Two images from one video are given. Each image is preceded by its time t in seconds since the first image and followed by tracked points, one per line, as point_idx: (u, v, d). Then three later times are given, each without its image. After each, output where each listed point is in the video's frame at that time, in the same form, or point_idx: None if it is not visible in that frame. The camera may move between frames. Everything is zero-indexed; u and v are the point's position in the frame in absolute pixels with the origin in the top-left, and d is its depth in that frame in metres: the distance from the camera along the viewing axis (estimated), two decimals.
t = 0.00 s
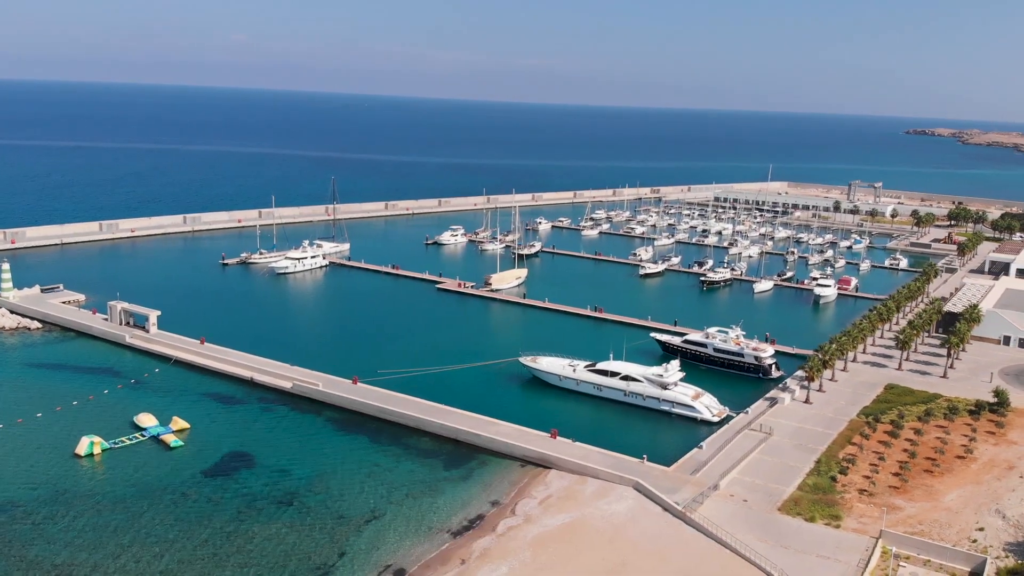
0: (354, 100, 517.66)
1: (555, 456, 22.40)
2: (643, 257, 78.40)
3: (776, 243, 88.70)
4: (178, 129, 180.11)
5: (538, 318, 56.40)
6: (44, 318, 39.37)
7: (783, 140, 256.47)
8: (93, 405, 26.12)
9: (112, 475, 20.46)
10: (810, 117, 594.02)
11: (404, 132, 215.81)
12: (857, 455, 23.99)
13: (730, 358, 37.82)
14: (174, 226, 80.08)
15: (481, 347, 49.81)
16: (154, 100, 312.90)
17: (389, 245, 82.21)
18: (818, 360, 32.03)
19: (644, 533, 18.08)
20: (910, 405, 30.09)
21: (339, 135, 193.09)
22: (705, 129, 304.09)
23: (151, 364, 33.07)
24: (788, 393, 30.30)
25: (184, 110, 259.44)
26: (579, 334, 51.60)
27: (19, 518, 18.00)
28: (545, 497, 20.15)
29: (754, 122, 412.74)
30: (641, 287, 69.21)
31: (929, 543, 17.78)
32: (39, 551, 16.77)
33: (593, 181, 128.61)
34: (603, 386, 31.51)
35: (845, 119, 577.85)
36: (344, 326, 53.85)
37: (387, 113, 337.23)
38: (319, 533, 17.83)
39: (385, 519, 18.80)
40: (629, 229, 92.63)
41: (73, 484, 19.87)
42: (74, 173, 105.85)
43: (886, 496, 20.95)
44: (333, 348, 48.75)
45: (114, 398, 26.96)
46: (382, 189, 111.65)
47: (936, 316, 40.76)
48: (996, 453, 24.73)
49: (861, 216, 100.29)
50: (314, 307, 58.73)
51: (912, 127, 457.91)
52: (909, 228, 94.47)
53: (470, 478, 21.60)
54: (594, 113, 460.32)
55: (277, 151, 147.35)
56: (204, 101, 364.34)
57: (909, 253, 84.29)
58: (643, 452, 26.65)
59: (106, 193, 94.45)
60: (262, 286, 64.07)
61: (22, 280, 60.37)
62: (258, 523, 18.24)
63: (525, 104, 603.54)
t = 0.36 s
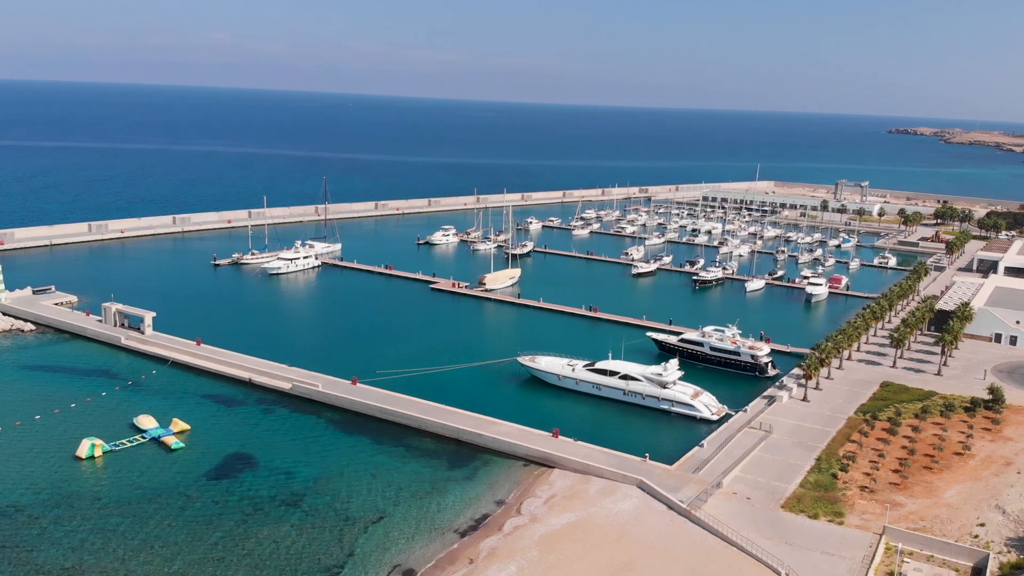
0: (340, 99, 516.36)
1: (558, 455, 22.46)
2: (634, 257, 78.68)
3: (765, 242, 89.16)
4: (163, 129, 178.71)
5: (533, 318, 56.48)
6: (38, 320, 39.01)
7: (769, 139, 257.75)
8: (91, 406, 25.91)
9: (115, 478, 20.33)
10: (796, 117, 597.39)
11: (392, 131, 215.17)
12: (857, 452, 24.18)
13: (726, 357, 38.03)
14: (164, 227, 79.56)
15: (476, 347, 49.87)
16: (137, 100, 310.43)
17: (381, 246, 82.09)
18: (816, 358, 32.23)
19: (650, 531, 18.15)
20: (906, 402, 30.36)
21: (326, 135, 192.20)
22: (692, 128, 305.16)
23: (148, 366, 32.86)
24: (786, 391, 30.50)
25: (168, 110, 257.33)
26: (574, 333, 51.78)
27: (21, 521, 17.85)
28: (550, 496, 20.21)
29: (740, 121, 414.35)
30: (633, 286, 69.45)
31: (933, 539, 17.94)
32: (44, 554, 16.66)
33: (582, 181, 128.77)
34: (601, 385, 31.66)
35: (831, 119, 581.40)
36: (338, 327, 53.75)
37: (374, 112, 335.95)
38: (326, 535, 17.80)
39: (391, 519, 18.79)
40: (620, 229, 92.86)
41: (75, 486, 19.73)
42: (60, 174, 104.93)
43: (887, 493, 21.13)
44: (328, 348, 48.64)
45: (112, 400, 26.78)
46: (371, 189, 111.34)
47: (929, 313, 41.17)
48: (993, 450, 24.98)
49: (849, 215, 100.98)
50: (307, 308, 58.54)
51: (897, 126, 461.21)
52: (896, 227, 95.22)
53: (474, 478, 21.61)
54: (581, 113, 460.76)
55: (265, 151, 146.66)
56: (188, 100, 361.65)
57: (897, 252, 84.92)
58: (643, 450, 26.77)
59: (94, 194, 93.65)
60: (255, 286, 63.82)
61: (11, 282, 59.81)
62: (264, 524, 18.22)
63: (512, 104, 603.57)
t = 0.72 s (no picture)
0: (327, 98, 514.46)
1: (561, 454, 22.51)
2: (627, 256, 78.88)
3: (755, 241, 89.56)
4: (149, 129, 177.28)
5: (527, 318, 56.53)
6: (31, 322, 38.59)
7: (755, 138, 258.98)
8: (90, 409, 25.72)
9: (117, 481, 20.19)
10: (783, 116, 600.15)
11: (379, 130, 214.54)
12: (857, 449, 24.35)
13: (722, 355, 38.21)
14: (153, 228, 78.99)
15: (471, 347, 49.85)
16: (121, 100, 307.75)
17: (373, 245, 81.89)
18: (814, 356, 32.42)
19: (656, 529, 18.24)
20: (903, 399, 30.62)
21: (313, 134, 191.38)
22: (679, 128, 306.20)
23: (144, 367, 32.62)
24: (784, 389, 30.71)
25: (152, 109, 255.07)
26: (569, 333, 51.86)
27: (25, 525, 17.70)
28: (554, 495, 20.27)
29: (727, 121, 415.71)
30: (626, 285, 69.64)
31: (935, 534, 18.11)
32: (51, 557, 16.57)
33: (571, 180, 128.92)
34: (600, 384, 31.76)
35: (817, 119, 584.51)
36: (332, 327, 53.62)
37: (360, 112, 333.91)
38: (333, 536, 17.78)
39: (397, 520, 18.79)
40: (610, 228, 93.07)
41: (78, 489, 19.60)
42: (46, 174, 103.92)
43: (888, 489, 21.30)
44: (323, 349, 48.48)
45: (110, 402, 26.59)
46: (361, 189, 111.02)
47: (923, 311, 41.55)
48: (990, 446, 25.24)
49: (837, 214, 101.61)
50: (301, 308, 58.28)
51: (882, 125, 464.28)
52: (884, 226, 95.85)
53: (478, 478, 21.65)
54: (568, 112, 460.74)
55: (252, 151, 145.89)
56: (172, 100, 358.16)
57: (886, 250, 85.55)
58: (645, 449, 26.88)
59: (81, 194, 92.81)
60: (248, 287, 63.51)
61: None
62: (269, 525, 18.17)
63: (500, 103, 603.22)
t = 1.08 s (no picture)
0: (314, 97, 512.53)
1: (564, 453, 22.57)
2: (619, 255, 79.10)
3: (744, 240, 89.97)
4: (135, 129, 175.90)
5: (522, 317, 56.61)
6: (24, 322, 38.21)
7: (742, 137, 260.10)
8: (88, 411, 25.54)
9: (119, 482, 20.08)
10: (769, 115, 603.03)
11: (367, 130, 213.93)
12: (856, 446, 24.55)
13: (719, 354, 38.39)
14: (143, 228, 78.41)
15: (467, 347, 49.85)
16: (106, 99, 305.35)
17: (366, 245, 81.73)
18: (811, 354, 32.59)
19: (661, 527, 18.32)
20: (899, 397, 30.88)
21: (301, 134, 190.63)
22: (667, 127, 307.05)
23: (141, 368, 32.41)
24: (781, 387, 30.92)
25: (138, 108, 253.21)
26: (564, 332, 51.95)
27: (29, 528, 17.59)
28: (558, 494, 20.33)
29: (715, 120, 417.07)
30: (619, 285, 69.82)
31: (938, 530, 18.27)
32: (55, 560, 16.48)
33: (561, 180, 129.08)
34: (599, 383, 31.88)
35: (804, 118, 587.36)
36: (326, 327, 53.49)
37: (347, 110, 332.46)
38: (339, 536, 17.76)
39: (402, 519, 18.80)
40: (601, 227, 93.27)
41: (79, 491, 19.48)
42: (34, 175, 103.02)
43: (888, 486, 21.48)
44: (318, 349, 48.35)
45: (108, 404, 26.41)
46: (351, 189, 110.72)
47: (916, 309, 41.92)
48: (987, 442, 25.49)
49: (825, 213, 102.24)
50: (294, 309, 58.06)
51: (868, 125, 467.25)
52: (872, 224, 96.53)
53: (481, 477, 21.68)
54: (556, 111, 461.46)
55: (240, 151, 145.19)
56: (156, 98, 354.66)
57: (875, 248, 86.18)
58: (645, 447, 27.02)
59: (70, 195, 92.03)
60: (240, 288, 63.23)
61: None
62: (275, 526, 18.14)
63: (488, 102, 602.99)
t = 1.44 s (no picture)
0: (300, 96, 510.09)
1: (566, 452, 22.62)
2: (610, 254, 79.29)
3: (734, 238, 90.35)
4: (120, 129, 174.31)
5: (516, 317, 56.68)
6: (17, 323, 37.78)
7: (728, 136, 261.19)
8: (86, 413, 25.34)
9: (121, 484, 19.97)
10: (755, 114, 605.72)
11: (353, 129, 213.19)
12: (855, 443, 24.75)
13: (715, 352, 38.57)
14: (132, 228, 77.76)
15: (461, 346, 49.86)
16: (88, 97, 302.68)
17: (357, 245, 81.52)
18: (808, 351, 32.79)
19: (666, 525, 18.41)
20: (895, 393, 31.16)
21: (288, 133, 189.64)
22: (654, 127, 307.98)
23: (137, 370, 32.16)
24: (779, 385, 31.11)
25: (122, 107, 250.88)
26: (559, 331, 52.03)
27: (31, 531, 17.47)
28: (563, 493, 20.38)
29: (701, 119, 418.34)
30: (612, 284, 70.01)
31: (939, 526, 18.45)
32: (60, 563, 16.41)
33: (550, 179, 129.19)
34: (598, 382, 31.96)
35: (790, 117, 590.43)
36: (319, 328, 53.31)
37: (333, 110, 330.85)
38: (345, 536, 17.75)
39: (407, 519, 18.82)
40: (591, 226, 93.41)
41: (81, 494, 19.36)
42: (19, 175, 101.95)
43: (888, 482, 21.68)
44: (312, 350, 48.19)
45: (106, 406, 26.21)
46: (341, 189, 110.29)
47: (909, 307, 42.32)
48: (983, 438, 25.78)
49: (812, 211, 102.93)
50: (287, 309, 57.84)
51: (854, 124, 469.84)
52: (859, 223, 97.18)
53: (485, 477, 21.71)
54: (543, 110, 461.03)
55: (227, 150, 144.36)
56: (140, 97, 351.90)
57: (863, 247, 86.79)
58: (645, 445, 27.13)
59: (57, 195, 91.16)
60: (232, 288, 62.89)
61: None
62: (281, 527, 18.10)
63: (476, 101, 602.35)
